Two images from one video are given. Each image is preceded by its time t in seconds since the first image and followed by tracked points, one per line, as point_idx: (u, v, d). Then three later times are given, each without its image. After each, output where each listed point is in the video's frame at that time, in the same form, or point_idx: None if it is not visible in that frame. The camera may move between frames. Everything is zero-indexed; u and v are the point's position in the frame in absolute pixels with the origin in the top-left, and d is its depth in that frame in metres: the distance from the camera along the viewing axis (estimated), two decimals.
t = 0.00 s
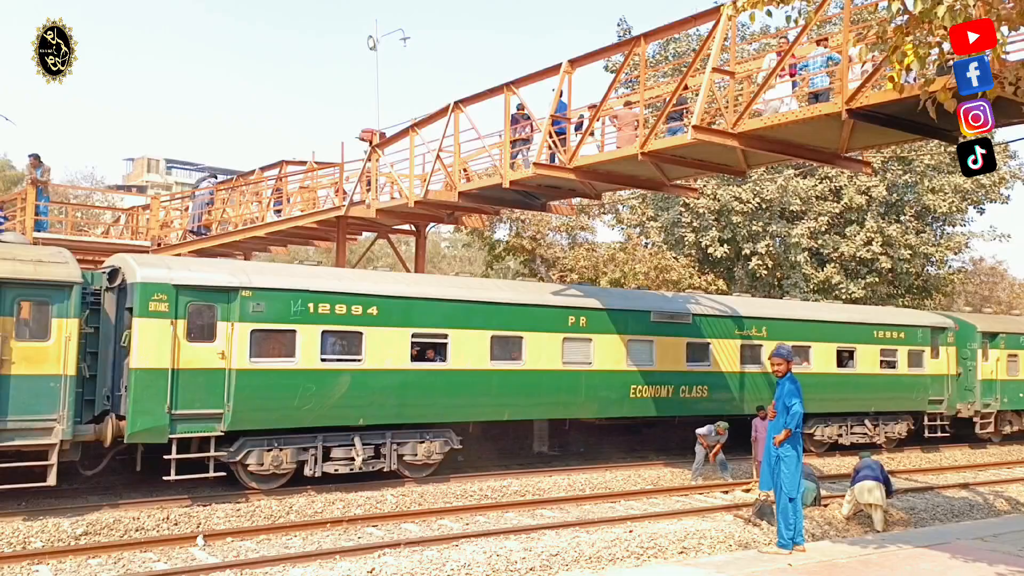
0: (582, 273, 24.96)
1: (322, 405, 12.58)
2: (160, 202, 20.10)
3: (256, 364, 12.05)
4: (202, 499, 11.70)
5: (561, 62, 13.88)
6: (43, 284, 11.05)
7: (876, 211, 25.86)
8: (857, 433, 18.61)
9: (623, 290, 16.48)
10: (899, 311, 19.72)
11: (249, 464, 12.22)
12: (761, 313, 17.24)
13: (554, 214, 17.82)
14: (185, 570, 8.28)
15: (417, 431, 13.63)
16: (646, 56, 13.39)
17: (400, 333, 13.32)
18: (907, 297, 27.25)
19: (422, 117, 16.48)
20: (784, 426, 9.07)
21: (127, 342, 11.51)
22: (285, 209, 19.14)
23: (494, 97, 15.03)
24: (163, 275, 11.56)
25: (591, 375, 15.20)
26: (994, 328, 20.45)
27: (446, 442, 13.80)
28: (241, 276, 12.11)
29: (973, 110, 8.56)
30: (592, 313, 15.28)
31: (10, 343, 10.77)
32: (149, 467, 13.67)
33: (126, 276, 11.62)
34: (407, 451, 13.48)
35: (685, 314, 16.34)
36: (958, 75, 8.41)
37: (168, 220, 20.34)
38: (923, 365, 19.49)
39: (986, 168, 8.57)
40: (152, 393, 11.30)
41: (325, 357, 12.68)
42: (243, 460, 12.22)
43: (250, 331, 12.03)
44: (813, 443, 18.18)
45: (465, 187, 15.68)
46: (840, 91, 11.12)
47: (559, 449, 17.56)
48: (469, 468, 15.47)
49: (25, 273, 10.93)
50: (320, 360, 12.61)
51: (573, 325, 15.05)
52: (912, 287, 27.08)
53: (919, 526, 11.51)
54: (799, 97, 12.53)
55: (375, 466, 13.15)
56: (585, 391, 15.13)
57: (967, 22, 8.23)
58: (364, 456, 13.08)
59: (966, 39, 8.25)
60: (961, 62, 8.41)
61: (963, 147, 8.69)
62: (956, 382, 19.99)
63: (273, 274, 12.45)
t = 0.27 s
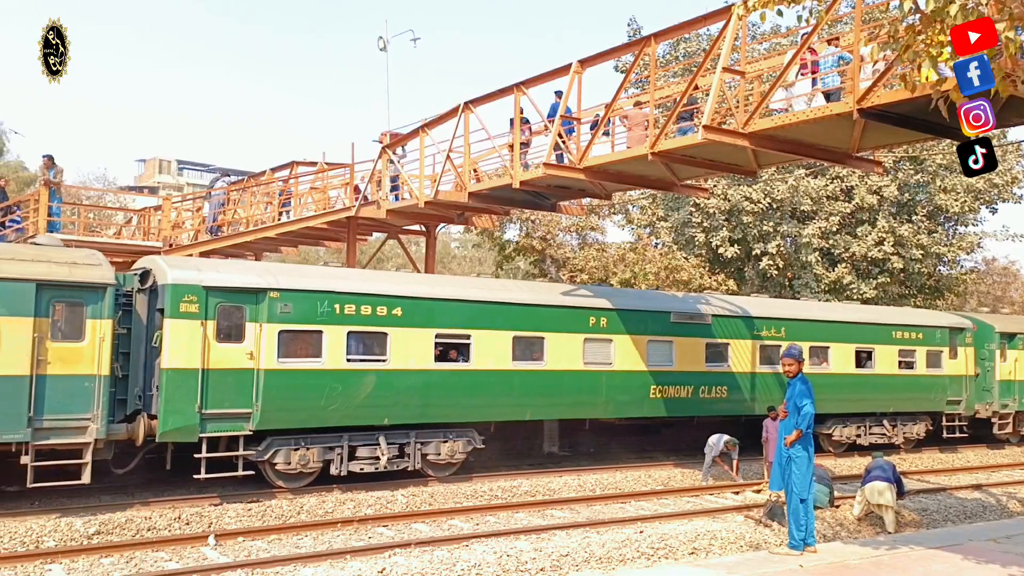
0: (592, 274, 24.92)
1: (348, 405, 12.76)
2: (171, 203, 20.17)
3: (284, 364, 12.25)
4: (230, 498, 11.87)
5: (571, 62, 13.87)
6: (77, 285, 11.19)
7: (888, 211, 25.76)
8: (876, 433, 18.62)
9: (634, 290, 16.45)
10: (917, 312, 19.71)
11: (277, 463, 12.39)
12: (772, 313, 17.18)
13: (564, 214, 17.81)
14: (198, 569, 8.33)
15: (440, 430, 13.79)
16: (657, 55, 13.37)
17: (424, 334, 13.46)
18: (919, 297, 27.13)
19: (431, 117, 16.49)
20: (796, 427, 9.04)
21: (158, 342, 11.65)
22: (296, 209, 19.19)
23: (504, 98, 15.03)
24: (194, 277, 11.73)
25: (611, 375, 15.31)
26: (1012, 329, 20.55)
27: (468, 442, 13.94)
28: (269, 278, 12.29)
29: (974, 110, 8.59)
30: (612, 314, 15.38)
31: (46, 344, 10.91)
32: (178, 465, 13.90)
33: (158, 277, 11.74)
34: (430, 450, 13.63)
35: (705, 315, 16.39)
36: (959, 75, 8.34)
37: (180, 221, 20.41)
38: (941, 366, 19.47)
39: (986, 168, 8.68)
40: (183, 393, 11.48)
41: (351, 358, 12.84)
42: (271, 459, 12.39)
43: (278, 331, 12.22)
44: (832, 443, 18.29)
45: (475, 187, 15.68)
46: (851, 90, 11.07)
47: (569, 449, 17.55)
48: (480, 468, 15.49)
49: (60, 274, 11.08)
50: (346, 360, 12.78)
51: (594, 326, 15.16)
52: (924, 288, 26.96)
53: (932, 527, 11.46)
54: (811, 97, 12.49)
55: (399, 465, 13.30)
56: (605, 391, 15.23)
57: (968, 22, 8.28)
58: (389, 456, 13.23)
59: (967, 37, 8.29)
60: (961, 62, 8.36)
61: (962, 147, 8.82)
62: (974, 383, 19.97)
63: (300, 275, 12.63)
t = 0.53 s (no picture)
0: (593, 274, 24.88)
1: (364, 405, 12.91)
2: (173, 203, 20.16)
3: (302, 364, 12.41)
4: (249, 496, 11.99)
5: (572, 62, 13.86)
6: (101, 286, 11.42)
7: (889, 211, 25.75)
8: (884, 433, 18.68)
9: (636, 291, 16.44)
10: (922, 312, 19.74)
11: (294, 462, 12.51)
12: (774, 314, 17.17)
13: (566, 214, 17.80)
14: (199, 569, 8.33)
15: (454, 430, 13.90)
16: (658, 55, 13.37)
17: (439, 334, 13.60)
18: (921, 297, 27.11)
19: (432, 117, 16.49)
20: (797, 427, 9.04)
21: (178, 343, 11.85)
22: (297, 209, 19.19)
23: (505, 98, 15.03)
24: (213, 278, 11.93)
25: (623, 375, 15.41)
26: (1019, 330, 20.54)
27: (482, 441, 14.05)
28: (288, 279, 12.46)
29: (974, 110, 8.57)
30: (623, 314, 15.50)
31: (69, 344, 11.13)
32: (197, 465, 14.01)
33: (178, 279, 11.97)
34: (445, 450, 13.74)
35: (716, 316, 16.48)
36: (959, 75, 8.34)
37: (181, 221, 20.40)
38: (949, 366, 19.49)
39: (986, 168, 8.65)
40: (203, 392, 11.63)
41: (367, 358, 13.00)
42: (288, 458, 12.50)
43: (295, 332, 12.39)
44: (840, 443, 18.35)
45: (476, 187, 15.68)
46: (853, 90, 11.06)
47: (571, 449, 17.55)
48: (482, 468, 15.50)
49: (84, 276, 11.31)
50: (363, 360, 12.94)
51: (605, 326, 15.28)
52: (925, 288, 26.92)
53: (933, 527, 11.45)
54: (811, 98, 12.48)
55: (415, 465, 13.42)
56: (617, 391, 15.34)
57: (968, 22, 8.29)
58: (404, 455, 13.35)
59: (967, 37, 8.29)
60: (961, 63, 8.36)
61: (963, 148, 8.80)
62: (982, 382, 19.97)
63: (318, 277, 12.80)
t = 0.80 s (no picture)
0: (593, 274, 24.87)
1: (378, 404, 13.07)
2: (172, 203, 20.15)
3: (317, 364, 12.58)
4: (265, 495, 12.14)
5: (571, 62, 13.87)
6: (120, 287, 11.49)
7: (888, 211, 25.77)
8: (889, 433, 18.72)
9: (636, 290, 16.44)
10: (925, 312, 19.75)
11: (310, 462, 12.66)
12: (773, 313, 17.18)
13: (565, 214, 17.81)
14: (197, 569, 8.33)
15: (467, 429, 14.05)
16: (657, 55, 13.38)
17: (452, 334, 13.73)
18: (920, 297, 27.14)
19: (431, 117, 16.50)
20: (796, 427, 9.05)
21: (196, 343, 12.01)
22: (297, 209, 19.20)
23: (504, 98, 15.04)
24: (230, 279, 12.06)
25: (633, 375, 15.54)
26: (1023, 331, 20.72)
27: (493, 441, 14.21)
28: (304, 280, 12.62)
29: (974, 110, 8.59)
30: (632, 315, 15.60)
31: (90, 344, 11.20)
32: (214, 464, 14.16)
33: (195, 280, 12.09)
34: (457, 449, 13.90)
35: (724, 316, 16.59)
36: (959, 75, 8.38)
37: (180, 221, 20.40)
38: (954, 366, 19.55)
39: (986, 168, 8.71)
40: (220, 391, 11.81)
41: (380, 358, 13.14)
42: (303, 457, 12.66)
43: (311, 332, 12.55)
44: (846, 443, 18.44)
45: (475, 187, 15.69)
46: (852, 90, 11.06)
47: (570, 449, 17.56)
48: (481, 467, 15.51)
49: (104, 277, 11.37)
50: (377, 361, 13.08)
51: (615, 327, 15.40)
52: (924, 287, 26.96)
53: (932, 527, 11.46)
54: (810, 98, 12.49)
55: (428, 464, 13.57)
56: (627, 391, 15.45)
57: (968, 22, 8.30)
58: (417, 454, 13.50)
59: (968, 37, 8.31)
60: (961, 63, 8.39)
61: (963, 148, 8.85)
62: (987, 382, 20.04)
63: (333, 278, 12.95)
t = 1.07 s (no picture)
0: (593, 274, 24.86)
1: (393, 404, 13.15)
2: (173, 203, 20.14)
3: (332, 364, 12.66)
4: (282, 494, 12.25)
5: (571, 62, 13.87)
6: (141, 288, 11.55)
7: (888, 211, 25.80)
8: (896, 433, 18.75)
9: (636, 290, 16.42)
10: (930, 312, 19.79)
11: (325, 460, 12.78)
12: (774, 313, 17.17)
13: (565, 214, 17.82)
14: (197, 569, 8.33)
15: (479, 429, 14.20)
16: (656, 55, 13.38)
17: (464, 334, 13.82)
18: (919, 297, 27.16)
19: (431, 117, 16.50)
20: (795, 427, 9.04)
21: (213, 343, 12.08)
22: (297, 209, 19.19)
23: (503, 98, 15.04)
24: (247, 279, 12.14)
25: (643, 375, 15.62)
26: None
27: (505, 440, 14.34)
28: (319, 281, 12.72)
29: (974, 110, 8.60)
30: (641, 315, 15.68)
31: (110, 344, 11.26)
32: (229, 463, 14.23)
33: (212, 280, 12.17)
34: (469, 448, 14.02)
35: (732, 316, 16.67)
36: (959, 76, 8.37)
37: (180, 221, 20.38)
38: (959, 366, 19.58)
39: (986, 167, 8.70)
40: (238, 391, 11.86)
41: (395, 358, 13.22)
42: (319, 456, 12.77)
43: (327, 332, 12.65)
44: (853, 443, 18.50)
45: (475, 187, 15.69)
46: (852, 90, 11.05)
47: (570, 449, 17.55)
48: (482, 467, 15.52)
49: (125, 278, 11.43)
50: (391, 360, 13.16)
51: (625, 327, 15.47)
52: (924, 287, 26.98)
53: (931, 527, 11.46)
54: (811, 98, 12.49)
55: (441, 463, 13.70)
56: (637, 390, 15.55)
57: (968, 22, 8.31)
58: (431, 453, 13.62)
59: (967, 37, 8.32)
60: (961, 63, 8.38)
61: (963, 148, 8.83)
62: (992, 382, 20.09)
63: (349, 278, 13.05)
